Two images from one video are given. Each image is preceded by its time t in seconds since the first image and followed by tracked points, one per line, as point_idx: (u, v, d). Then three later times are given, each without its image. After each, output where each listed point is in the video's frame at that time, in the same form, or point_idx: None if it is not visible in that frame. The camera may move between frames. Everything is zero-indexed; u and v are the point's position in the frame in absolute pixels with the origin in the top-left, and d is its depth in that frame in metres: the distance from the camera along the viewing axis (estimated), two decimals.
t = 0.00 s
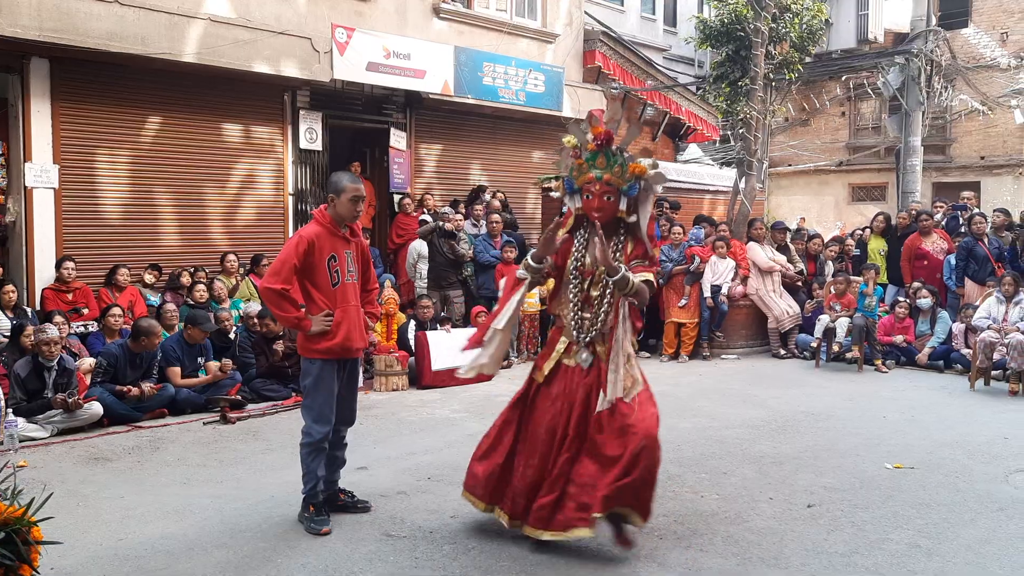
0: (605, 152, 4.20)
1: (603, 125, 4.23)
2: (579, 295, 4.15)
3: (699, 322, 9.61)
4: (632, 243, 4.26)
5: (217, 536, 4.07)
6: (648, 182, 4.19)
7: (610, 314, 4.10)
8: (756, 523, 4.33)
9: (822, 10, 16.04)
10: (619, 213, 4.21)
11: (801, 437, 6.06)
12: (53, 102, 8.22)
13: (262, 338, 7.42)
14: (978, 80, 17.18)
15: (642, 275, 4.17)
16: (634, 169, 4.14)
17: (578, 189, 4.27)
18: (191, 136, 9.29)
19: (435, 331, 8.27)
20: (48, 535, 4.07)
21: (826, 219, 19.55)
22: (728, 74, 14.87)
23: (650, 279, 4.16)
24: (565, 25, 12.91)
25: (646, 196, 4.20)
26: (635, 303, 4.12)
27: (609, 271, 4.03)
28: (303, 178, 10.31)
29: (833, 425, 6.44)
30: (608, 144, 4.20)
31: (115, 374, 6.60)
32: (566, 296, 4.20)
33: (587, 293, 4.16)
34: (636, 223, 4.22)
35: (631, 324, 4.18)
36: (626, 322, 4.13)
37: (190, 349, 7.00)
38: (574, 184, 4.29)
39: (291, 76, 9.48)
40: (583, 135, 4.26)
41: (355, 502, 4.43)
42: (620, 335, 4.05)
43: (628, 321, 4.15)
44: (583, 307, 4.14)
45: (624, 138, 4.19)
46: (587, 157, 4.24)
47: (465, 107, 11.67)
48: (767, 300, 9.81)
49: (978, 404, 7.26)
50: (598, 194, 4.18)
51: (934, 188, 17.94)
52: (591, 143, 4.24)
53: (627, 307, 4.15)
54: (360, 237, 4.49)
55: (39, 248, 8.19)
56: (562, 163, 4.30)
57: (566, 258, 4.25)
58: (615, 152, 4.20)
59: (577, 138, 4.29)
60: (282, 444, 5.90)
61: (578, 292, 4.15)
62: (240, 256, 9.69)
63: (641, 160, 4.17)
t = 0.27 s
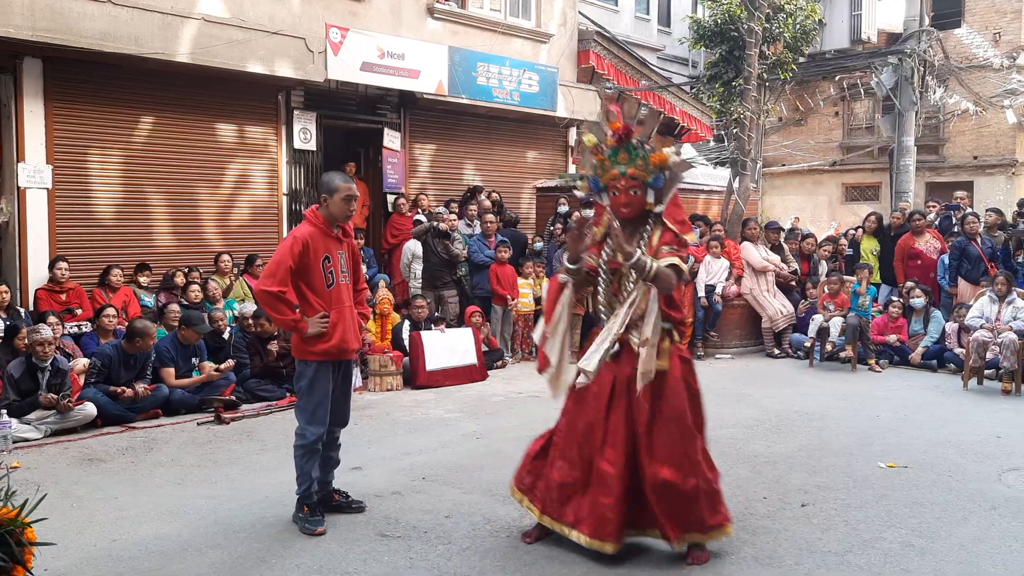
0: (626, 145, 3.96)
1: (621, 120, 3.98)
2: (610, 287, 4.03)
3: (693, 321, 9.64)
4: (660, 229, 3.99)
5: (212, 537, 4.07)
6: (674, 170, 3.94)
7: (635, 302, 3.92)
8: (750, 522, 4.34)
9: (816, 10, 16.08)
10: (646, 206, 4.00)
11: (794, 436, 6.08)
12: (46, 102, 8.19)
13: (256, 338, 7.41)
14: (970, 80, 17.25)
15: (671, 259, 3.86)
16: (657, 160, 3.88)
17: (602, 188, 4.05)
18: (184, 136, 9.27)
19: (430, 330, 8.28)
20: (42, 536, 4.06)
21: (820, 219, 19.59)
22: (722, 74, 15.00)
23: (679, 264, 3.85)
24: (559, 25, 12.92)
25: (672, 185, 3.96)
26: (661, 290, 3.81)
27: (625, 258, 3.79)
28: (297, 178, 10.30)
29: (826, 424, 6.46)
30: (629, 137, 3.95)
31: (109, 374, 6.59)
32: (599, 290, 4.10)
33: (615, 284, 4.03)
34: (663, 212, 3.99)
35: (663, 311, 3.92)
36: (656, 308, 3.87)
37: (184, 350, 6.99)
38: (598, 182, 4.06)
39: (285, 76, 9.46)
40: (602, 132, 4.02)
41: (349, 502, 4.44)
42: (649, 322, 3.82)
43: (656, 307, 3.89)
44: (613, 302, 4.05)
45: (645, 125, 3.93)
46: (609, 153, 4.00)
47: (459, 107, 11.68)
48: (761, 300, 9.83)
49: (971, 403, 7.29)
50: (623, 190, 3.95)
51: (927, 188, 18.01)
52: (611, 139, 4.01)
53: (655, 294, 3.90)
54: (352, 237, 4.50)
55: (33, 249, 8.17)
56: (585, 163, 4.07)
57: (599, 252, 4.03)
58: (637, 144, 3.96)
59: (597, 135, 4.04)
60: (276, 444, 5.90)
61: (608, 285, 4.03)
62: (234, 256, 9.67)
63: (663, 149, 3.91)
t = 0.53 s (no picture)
0: (637, 137, 4.08)
1: (631, 112, 4.11)
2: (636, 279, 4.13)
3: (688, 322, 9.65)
4: (675, 214, 3.99)
5: (208, 538, 4.07)
6: (686, 157, 4.03)
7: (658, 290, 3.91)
8: (746, 522, 4.35)
9: (811, 10, 16.11)
10: (662, 194, 4.10)
11: (790, 436, 6.09)
12: (40, 103, 8.18)
13: (252, 339, 7.38)
14: (965, 80, 17.27)
15: (686, 244, 3.82)
16: (668, 148, 3.99)
17: (618, 179, 4.19)
18: (180, 136, 9.26)
19: (426, 331, 8.28)
20: (38, 537, 4.06)
21: (815, 219, 19.63)
22: (718, 74, 14.96)
23: (697, 249, 3.80)
24: (554, 25, 12.93)
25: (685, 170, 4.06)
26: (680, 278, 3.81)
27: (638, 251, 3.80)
28: (293, 178, 10.29)
29: (822, 423, 6.48)
30: (638, 128, 4.08)
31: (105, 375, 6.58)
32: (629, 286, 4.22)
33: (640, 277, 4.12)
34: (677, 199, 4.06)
35: (681, 296, 3.91)
36: (673, 295, 3.88)
37: (180, 350, 6.96)
38: (614, 174, 4.21)
39: (281, 76, 9.45)
40: (616, 124, 4.17)
41: (348, 501, 4.43)
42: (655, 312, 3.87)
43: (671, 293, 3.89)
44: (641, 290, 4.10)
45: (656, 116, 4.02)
46: (621, 145, 4.15)
47: (455, 107, 11.68)
48: (757, 300, 9.84)
49: (966, 402, 7.30)
50: (637, 178, 4.10)
51: (922, 188, 18.04)
52: (623, 131, 4.14)
53: (674, 280, 3.89)
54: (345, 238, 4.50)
55: (28, 250, 8.15)
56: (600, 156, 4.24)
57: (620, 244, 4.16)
58: (648, 134, 4.07)
59: (609, 128, 4.21)
60: (273, 445, 5.89)
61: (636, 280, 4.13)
62: (230, 257, 9.66)
63: (674, 136, 4.01)
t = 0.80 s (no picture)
0: (642, 153, 4.16)
1: (639, 129, 4.19)
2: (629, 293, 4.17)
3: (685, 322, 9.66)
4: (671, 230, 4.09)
5: (204, 540, 4.06)
6: (688, 178, 4.13)
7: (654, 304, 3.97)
8: (742, 523, 4.35)
9: (807, 11, 16.15)
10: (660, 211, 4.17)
11: (787, 437, 6.10)
12: (36, 104, 8.16)
13: (248, 341, 7.33)
14: (960, 81, 17.31)
15: (679, 259, 3.91)
16: (672, 167, 4.08)
17: (618, 194, 4.23)
18: (176, 137, 9.25)
19: (422, 332, 8.28)
20: (33, 540, 4.05)
21: (811, 219, 19.66)
22: (713, 74, 15.01)
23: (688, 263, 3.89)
24: (550, 26, 12.94)
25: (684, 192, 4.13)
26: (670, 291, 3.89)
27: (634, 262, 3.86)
28: (289, 179, 10.27)
29: (818, 424, 6.49)
30: (644, 145, 4.16)
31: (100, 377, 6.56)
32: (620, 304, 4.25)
33: (633, 292, 4.17)
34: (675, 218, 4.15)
35: (675, 311, 4.00)
36: (665, 309, 3.97)
37: (175, 351, 6.97)
38: (614, 189, 4.24)
39: (277, 77, 9.43)
40: (620, 140, 4.23)
41: (381, 496, 4.51)
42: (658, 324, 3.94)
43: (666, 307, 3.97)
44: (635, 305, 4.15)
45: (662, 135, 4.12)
46: (625, 160, 4.19)
47: (451, 108, 11.67)
48: (753, 300, 9.86)
49: (961, 402, 7.32)
50: (637, 194, 4.15)
51: (918, 188, 18.09)
52: (629, 147, 4.21)
53: (666, 294, 3.98)
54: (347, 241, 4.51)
55: (23, 252, 8.13)
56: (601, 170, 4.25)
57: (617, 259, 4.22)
58: (654, 152, 4.15)
59: (614, 143, 4.24)
60: (269, 447, 5.89)
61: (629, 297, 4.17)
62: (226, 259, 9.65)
63: (679, 157, 4.11)
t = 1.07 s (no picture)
0: (621, 150, 4.29)
1: (618, 125, 4.33)
2: (602, 282, 4.31)
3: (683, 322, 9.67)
4: (649, 226, 4.26)
5: (202, 543, 4.05)
6: (664, 175, 4.28)
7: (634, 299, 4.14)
8: (742, 523, 4.35)
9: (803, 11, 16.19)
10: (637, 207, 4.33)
11: (785, 437, 6.10)
12: (32, 106, 8.14)
13: (246, 343, 7.36)
14: (956, 81, 17.34)
15: (658, 257, 4.12)
16: (650, 164, 4.21)
17: (596, 188, 4.36)
18: (173, 139, 9.24)
19: (420, 333, 8.27)
20: (31, 543, 4.03)
21: (808, 219, 19.67)
22: (710, 75, 14.97)
23: (667, 261, 4.11)
24: (547, 26, 12.94)
25: (661, 188, 4.30)
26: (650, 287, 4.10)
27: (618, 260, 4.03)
28: (286, 181, 10.26)
29: (816, 424, 6.49)
30: (623, 142, 4.29)
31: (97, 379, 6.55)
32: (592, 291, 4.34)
33: (609, 282, 4.31)
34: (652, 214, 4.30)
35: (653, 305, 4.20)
36: (648, 305, 4.16)
37: (173, 354, 6.94)
38: (593, 182, 4.37)
39: (273, 79, 9.42)
40: (599, 136, 4.36)
41: (403, 501, 4.49)
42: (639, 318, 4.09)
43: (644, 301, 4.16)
44: (608, 294, 4.29)
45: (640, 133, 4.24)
46: (604, 156, 4.32)
47: (448, 109, 11.67)
48: (751, 301, 9.86)
49: (958, 402, 7.34)
50: (616, 189, 4.29)
51: (914, 188, 18.15)
52: (608, 144, 4.34)
53: (645, 290, 4.17)
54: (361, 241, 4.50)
55: (20, 254, 8.11)
56: (580, 164, 4.39)
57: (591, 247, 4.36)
58: (631, 148, 4.28)
59: (593, 139, 4.36)
60: (267, 448, 5.87)
61: (603, 287, 4.30)
62: (223, 260, 9.63)
63: (655, 153, 4.24)
